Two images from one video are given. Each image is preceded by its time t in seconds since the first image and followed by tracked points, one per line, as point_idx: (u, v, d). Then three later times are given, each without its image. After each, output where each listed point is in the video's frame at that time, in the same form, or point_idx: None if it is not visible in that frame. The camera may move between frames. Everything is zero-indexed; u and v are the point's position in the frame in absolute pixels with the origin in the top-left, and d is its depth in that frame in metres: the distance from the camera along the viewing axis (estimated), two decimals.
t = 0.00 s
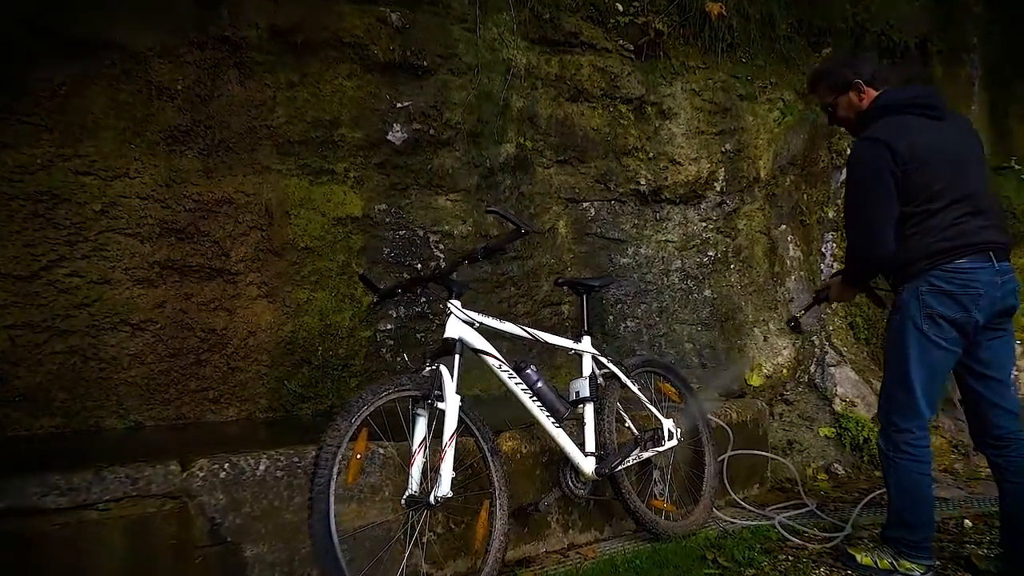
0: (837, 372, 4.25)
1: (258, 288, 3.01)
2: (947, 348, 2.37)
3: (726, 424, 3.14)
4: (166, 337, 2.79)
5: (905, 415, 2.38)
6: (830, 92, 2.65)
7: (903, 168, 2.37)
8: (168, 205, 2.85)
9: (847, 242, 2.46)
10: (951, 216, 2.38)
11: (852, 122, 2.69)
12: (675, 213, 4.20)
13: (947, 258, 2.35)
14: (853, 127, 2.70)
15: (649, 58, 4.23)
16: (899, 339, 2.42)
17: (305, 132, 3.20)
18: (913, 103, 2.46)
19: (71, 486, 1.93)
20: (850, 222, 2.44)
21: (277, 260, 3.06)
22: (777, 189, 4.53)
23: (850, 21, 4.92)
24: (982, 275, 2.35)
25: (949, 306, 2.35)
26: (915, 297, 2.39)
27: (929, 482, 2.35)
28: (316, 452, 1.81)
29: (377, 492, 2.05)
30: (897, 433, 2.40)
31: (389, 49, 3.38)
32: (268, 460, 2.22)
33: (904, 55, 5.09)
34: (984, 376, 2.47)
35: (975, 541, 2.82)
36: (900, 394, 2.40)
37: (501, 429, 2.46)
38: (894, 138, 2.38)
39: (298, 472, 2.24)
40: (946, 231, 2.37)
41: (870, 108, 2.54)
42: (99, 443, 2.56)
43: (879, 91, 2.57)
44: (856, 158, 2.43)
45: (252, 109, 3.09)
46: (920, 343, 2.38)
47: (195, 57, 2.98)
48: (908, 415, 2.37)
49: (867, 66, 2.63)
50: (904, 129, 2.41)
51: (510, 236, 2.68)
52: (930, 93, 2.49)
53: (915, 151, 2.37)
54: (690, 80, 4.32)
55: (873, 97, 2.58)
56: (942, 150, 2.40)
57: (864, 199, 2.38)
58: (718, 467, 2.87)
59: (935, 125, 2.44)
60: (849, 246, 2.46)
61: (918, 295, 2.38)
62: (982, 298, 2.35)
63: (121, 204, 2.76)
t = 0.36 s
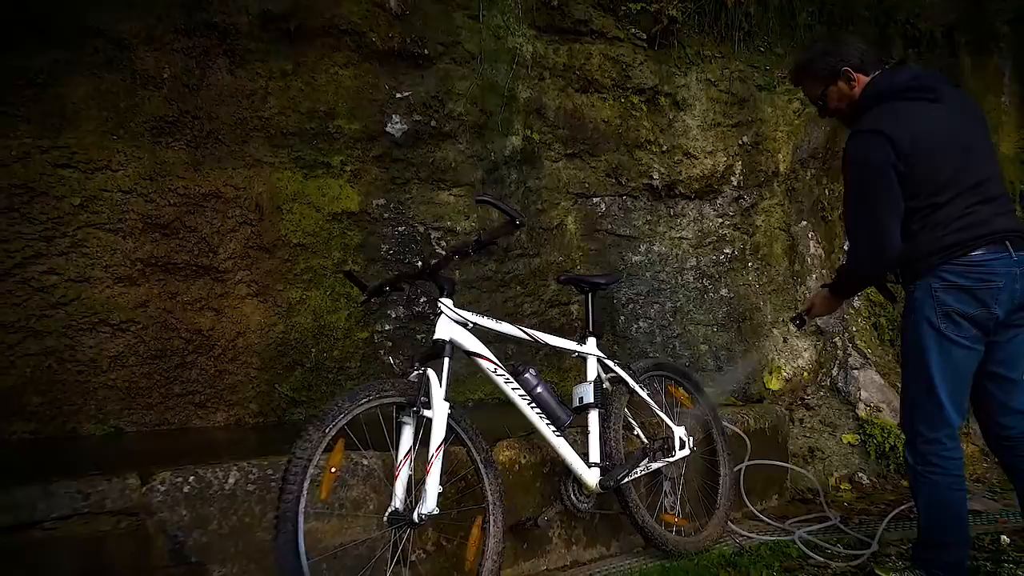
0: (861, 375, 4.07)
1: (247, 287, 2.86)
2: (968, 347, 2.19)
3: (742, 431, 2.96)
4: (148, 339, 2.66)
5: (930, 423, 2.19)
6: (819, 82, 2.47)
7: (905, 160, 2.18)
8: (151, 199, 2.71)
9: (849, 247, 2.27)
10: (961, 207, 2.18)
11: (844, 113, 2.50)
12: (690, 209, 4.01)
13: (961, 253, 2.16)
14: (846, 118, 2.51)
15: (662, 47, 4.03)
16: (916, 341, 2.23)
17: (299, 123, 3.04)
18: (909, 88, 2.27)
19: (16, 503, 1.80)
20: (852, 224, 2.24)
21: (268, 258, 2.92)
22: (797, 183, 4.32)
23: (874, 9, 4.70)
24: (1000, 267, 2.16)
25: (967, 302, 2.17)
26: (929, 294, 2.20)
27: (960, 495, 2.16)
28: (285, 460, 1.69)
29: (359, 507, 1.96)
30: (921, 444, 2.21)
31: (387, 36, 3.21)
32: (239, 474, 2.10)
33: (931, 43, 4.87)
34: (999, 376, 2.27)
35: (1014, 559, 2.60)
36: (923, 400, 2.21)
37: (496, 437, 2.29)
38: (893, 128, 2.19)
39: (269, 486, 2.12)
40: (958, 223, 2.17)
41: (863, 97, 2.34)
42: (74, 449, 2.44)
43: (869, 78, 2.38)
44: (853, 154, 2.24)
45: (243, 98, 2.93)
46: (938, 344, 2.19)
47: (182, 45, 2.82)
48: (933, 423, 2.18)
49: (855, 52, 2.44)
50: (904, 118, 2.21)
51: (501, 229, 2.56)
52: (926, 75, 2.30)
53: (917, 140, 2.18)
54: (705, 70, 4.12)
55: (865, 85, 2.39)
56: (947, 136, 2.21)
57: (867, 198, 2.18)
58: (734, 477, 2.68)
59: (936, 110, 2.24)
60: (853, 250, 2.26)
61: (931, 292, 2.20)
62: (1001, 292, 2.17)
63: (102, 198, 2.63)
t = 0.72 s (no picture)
0: (862, 377, 3.97)
1: (229, 286, 2.81)
2: (958, 344, 2.12)
3: (735, 434, 2.91)
4: (126, 338, 2.63)
5: (922, 426, 2.10)
6: (797, 76, 2.38)
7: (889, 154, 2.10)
8: (130, 196, 2.67)
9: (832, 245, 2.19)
10: (947, 201, 2.12)
11: (824, 107, 2.40)
12: (687, 208, 3.93)
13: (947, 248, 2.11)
14: (826, 112, 2.42)
15: (657, 43, 3.96)
16: (904, 341, 2.15)
17: (284, 120, 2.97)
18: (891, 80, 2.20)
19: None
20: (835, 221, 2.17)
21: (251, 256, 2.86)
22: (797, 181, 4.26)
23: (878, 3, 4.62)
24: (986, 261, 2.11)
25: (954, 298, 2.11)
26: (915, 292, 2.14)
27: (955, 500, 2.08)
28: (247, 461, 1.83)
29: (329, 511, 2.16)
30: (914, 448, 2.12)
31: (375, 31, 3.13)
32: (201, 477, 2.24)
33: (935, 39, 4.79)
34: (990, 375, 2.29)
35: (1016, 568, 2.52)
36: (914, 402, 2.12)
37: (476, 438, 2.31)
38: (876, 122, 2.12)
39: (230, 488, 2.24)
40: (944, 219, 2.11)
41: (844, 89, 2.27)
42: (48, 450, 2.41)
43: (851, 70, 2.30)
44: (834, 149, 2.16)
45: (226, 94, 2.87)
46: (926, 343, 2.12)
47: (164, 40, 2.77)
48: (926, 426, 2.10)
49: (836, 44, 2.34)
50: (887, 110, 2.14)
51: (474, 221, 2.68)
52: (908, 66, 2.23)
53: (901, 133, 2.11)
54: (702, 67, 4.05)
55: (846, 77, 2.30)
56: (930, 129, 2.14)
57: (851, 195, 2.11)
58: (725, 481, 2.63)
59: (920, 102, 2.17)
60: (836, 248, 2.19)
61: (918, 290, 2.13)
62: (988, 287, 2.11)
63: (80, 195, 2.60)
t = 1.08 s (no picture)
0: (862, 379, 3.90)
1: (222, 287, 2.83)
2: (941, 345, 2.13)
3: (725, 436, 2.93)
4: (120, 338, 2.65)
5: (906, 427, 2.12)
6: (771, 80, 2.41)
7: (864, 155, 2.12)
8: (124, 199, 2.68)
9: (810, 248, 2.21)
10: (926, 199, 2.14)
11: (801, 110, 2.43)
12: (685, 208, 3.92)
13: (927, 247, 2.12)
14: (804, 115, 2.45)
15: (654, 43, 3.94)
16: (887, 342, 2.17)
17: (277, 122, 2.98)
18: (866, 80, 2.22)
19: None
20: (813, 224, 2.19)
21: (244, 258, 2.88)
22: (797, 181, 4.23)
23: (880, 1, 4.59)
24: (968, 259, 2.12)
25: (936, 297, 2.13)
26: (896, 291, 2.16)
27: (943, 501, 2.08)
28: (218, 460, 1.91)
29: (309, 509, 2.24)
30: (899, 451, 2.13)
31: (368, 33, 3.13)
32: (179, 475, 2.28)
33: (940, 37, 4.74)
34: (982, 375, 2.27)
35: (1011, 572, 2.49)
36: (898, 403, 2.14)
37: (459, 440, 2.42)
38: (849, 123, 2.14)
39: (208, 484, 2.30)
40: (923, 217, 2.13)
41: (819, 91, 2.29)
42: (41, 449, 2.44)
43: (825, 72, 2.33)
44: (810, 151, 2.18)
45: (220, 97, 2.87)
46: (908, 342, 2.14)
47: (158, 44, 2.77)
48: (910, 427, 2.11)
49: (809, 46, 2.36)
50: (861, 111, 2.16)
51: (455, 220, 2.64)
52: (881, 66, 2.25)
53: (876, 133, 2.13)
54: (700, 66, 4.03)
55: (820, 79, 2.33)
56: (906, 128, 2.15)
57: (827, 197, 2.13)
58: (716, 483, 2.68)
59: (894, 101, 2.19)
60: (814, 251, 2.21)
61: (899, 289, 2.15)
62: (971, 285, 2.13)
63: (73, 197, 2.61)
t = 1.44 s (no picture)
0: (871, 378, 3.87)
1: (225, 285, 2.86)
2: (940, 343, 2.12)
3: (728, 435, 3.00)
4: (124, 336, 2.68)
5: (903, 427, 2.11)
6: (756, 85, 2.47)
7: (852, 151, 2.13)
8: (128, 198, 2.71)
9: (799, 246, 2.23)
10: (919, 193, 2.14)
11: (787, 113, 2.48)
12: (691, 206, 3.89)
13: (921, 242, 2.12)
14: (790, 118, 2.49)
15: (660, 41, 3.93)
16: (885, 342, 2.16)
17: (281, 122, 3.00)
18: (851, 78, 2.25)
19: None
20: (801, 221, 2.21)
21: (247, 256, 2.91)
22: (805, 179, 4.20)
23: None
24: (968, 253, 2.10)
25: (934, 294, 2.11)
26: (894, 289, 2.15)
27: (940, 503, 2.07)
28: (206, 454, 1.99)
29: (302, 504, 2.33)
30: (895, 452, 2.12)
31: (370, 33, 3.14)
32: (171, 469, 2.33)
33: (955, 32, 4.67)
34: (989, 373, 2.23)
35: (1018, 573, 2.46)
36: (895, 403, 2.13)
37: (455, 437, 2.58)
38: (835, 121, 2.16)
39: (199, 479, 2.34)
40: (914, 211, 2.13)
41: (805, 92, 2.33)
42: (46, 446, 2.48)
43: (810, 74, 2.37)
44: (796, 150, 2.21)
45: (224, 97, 2.89)
46: (906, 340, 2.13)
47: (163, 45, 2.79)
48: (907, 428, 2.10)
49: (791, 48, 2.43)
50: (847, 108, 2.18)
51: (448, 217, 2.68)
52: (866, 65, 2.28)
53: (863, 130, 2.15)
54: (706, 64, 4.01)
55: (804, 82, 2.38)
56: (894, 123, 2.17)
57: (814, 194, 2.15)
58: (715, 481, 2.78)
59: (880, 97, 2.21)
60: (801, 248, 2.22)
61: (896, 287, 2.15)
62: (971, 280, 2.10)
63: (79, 197, 2.64)
